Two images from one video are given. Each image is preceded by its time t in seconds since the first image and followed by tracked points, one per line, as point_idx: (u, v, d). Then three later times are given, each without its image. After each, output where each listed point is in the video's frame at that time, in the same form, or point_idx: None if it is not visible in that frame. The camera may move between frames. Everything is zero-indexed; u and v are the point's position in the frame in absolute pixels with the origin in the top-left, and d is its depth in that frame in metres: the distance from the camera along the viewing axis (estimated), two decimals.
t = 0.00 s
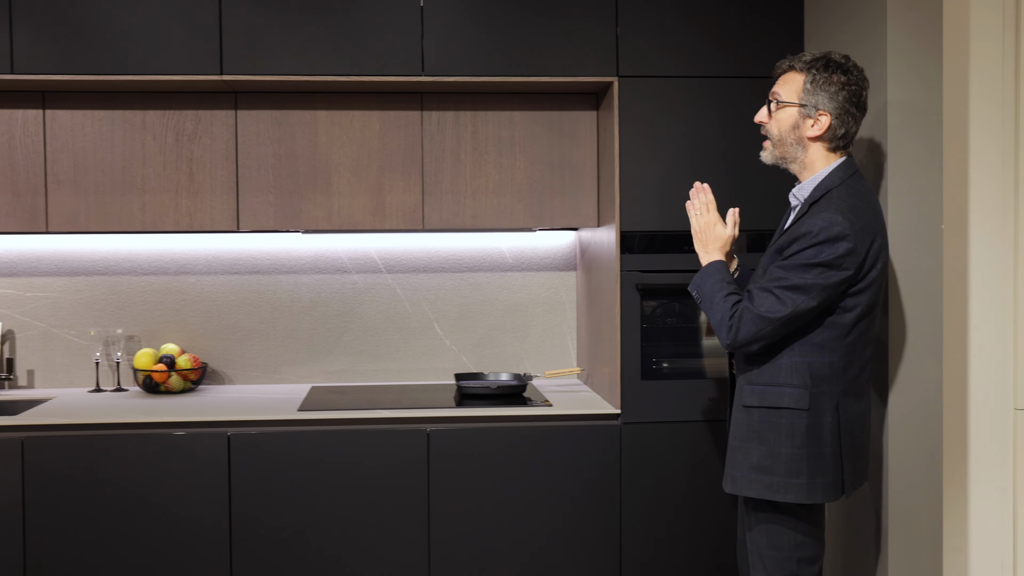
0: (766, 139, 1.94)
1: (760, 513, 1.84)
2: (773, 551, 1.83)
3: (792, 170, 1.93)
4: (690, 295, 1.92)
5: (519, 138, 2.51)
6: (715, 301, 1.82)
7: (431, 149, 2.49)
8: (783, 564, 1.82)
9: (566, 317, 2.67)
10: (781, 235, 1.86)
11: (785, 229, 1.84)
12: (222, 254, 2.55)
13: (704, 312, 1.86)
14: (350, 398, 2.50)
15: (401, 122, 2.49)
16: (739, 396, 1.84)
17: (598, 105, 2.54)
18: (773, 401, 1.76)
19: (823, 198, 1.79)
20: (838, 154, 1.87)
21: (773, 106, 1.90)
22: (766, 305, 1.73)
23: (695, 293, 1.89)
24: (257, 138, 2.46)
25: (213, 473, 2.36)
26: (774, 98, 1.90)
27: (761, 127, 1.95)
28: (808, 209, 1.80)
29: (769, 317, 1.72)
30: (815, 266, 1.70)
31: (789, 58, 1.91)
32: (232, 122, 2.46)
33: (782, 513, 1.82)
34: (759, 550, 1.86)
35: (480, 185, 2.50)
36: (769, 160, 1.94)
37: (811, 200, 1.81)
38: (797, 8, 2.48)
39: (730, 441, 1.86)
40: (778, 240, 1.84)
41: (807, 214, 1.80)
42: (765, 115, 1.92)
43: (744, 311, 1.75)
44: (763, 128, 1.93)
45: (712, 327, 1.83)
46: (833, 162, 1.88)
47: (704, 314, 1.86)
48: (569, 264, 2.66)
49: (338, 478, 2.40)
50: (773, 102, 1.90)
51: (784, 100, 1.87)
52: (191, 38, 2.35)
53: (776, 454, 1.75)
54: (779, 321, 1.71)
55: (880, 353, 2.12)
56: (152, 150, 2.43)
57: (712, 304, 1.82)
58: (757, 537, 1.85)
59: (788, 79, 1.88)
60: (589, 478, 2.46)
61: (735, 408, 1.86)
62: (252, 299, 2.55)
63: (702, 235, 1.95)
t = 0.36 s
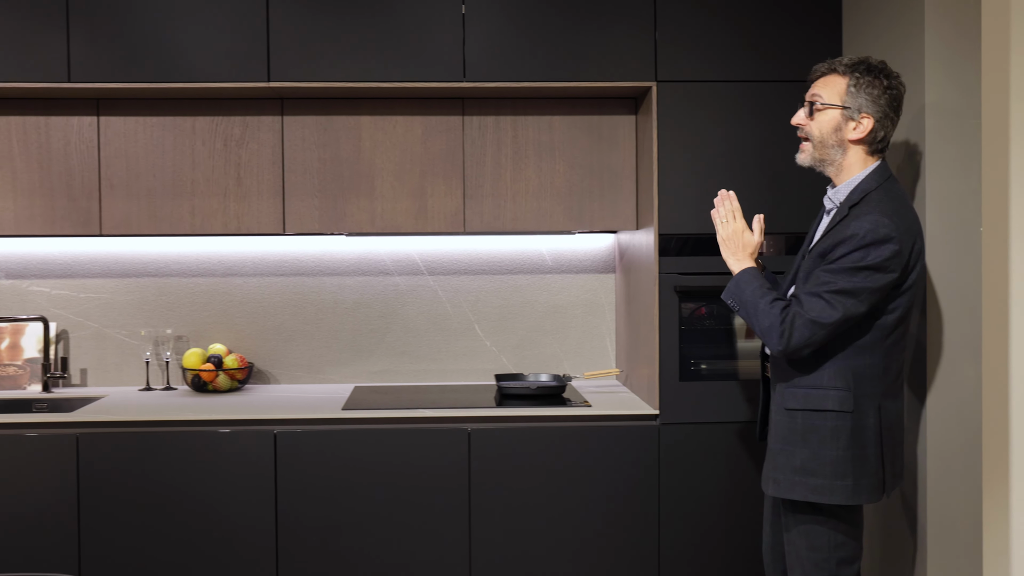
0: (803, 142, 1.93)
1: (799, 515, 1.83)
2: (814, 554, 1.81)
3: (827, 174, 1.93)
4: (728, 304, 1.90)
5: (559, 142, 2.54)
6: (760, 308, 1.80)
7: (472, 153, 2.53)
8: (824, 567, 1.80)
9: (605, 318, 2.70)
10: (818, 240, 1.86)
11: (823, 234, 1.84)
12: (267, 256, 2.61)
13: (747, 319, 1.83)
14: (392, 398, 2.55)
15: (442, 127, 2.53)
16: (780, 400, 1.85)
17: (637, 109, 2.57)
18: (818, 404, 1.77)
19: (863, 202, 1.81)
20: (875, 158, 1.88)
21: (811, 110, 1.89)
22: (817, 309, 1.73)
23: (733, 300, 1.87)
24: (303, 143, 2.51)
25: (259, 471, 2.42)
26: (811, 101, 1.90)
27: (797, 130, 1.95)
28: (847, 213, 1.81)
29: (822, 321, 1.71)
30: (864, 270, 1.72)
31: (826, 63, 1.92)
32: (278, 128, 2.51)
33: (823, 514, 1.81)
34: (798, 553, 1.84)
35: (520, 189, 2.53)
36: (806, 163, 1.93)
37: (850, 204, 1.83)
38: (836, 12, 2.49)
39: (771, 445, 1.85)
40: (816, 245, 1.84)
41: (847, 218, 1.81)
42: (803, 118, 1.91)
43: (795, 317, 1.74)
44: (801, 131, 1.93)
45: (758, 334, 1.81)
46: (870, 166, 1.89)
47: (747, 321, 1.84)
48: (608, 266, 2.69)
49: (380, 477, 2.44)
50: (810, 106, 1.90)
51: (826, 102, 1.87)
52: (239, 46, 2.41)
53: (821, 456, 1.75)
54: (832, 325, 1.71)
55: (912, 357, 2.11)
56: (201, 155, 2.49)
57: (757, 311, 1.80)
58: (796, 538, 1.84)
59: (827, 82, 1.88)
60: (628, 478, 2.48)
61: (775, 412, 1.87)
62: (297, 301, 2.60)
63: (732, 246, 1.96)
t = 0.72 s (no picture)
0: (845, 156, 1.88)
1: (854, 517, 1.85)
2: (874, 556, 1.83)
3: (862, 184, 1.93)
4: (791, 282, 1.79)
5: (602, 150, 2.60)
6: (840, 292, 1.73)
7: (517, 161, 2.58)
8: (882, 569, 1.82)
9: (647, 323, 2.74)
10: (867, 237, 1.88)
11: (875, 232, 1.86)
12: (316, 262, 2.69)
13: (822, 304, 1.75)
14: (439, 400, 2.61)
15: (488, 136, 2.59)
16: (845, 399, 1.83)
17: (678, 118, 2.62)
18: (891, 399, 1.79)
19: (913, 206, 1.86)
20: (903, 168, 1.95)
21: (850, 123, 1.87)
22: (895, 300, 1.73)
23: (802, 283, 1.78)
24: (352, 151, 2.57)
25: (311, 471, 2.48)
26: (846, 116, 1.88)
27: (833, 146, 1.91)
28: (899, 215, 1.86)
29: (899, 313, 1.72)
30: (932, 266, 1.76)
31: (847, 79, 1.90)
32: (329, 137, 2.57)
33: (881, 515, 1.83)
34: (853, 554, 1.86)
35: (564, 196, 2.59)
36: (851, 176, 1.90)
37: (901, 205, 1.87)
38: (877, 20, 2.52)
39: (838, 447, 1.83)
40: (870, 241, 1.86)
41: (903, 215, 1.85)
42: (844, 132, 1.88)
43: (878, 305, 1.71)
44: (840, 145, 1.89)
45: (831, 319, 1.74)
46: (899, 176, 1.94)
47: (818, 306, 1.76)
48: (649, 272, 2.74)
49: (428, 477, 2.49)
50: (848, 120, 1.87)
51: (867, 114, 1.86)
52: (292, 59, 2.49)
53: (898, 449, 1.78)
54: (906, 317, 1.73)
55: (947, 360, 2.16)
56: (255, 163, 2.56)
57: (836, 296, 1.73)
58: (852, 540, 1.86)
59: (861, 96, 1.88)
60: (672, 480, 2.52)
61: (833, 413, 1.84)
62: (345, 305, 2.68)
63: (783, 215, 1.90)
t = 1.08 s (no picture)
0: (846, 175, 1.97)
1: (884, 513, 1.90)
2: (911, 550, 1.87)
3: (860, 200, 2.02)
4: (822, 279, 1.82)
5: (642, 159, 2.64)
6: (871, 284, 1.78)
7: (557, 170, 2.64)
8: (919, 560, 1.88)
9: (684, 329, 2.78)
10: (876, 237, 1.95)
11: (883, 233, 1.94)
12: (360, 269, 2.76)
13: (854, 296, 1.79)
14: (481, 404, 2.66)
15: (529, 145, 2.65)
16: (879, 393, 1.89)
17: (716, 128, 2.65)
18: (922, 389, 1.87)
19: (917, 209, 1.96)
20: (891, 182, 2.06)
21: (845, 144, 1.96)
22: (918, 292, 1.80)
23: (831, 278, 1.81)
24: (397, 160, 2.64)
25: (356, 472, 2.54)
26: (840, 138, 1.97)
27: (832, 167, 1.99)
28: (906, 216, 1.94)
29: (922, 305, 1.80)
30: (943, 261, 1.86)
31: (834, 104, 2.00)
32: (374, 147, 2.64)
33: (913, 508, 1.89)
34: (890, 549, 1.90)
35: (603, 205, 2.63)
36: (852, 194, 1.98)
37: (905, 208, 1.96)
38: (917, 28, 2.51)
39: (877, 439, 1.87)
40: (880, 241, 1.94)
41: (909, 215, 1.94)
42: (841, 153, 1.96)
43: (905, 296, 1.78)
44: (840, 165, 1.97)
45: (864, 311, 1.78)
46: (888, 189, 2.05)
47: (849, 299, 1.79)
48: (687, 279, 2.78)
49: (470, 479, 2.55)
50: (843, 141, 1.96)
51: (861, 134, 1.96)
52: (338, 70, 2.55)
53: (933, 435, 1.86)
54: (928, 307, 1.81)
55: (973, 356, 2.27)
56: (302, 173, 2.63)
57: (868, 288, 1.77)
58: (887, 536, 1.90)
59: (851, 117, 1.97)
60: (711, 483, 2.55)
61: (865, 408, 1.90)
62: (388, 310, 2.75)
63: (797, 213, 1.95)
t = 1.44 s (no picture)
0: (840, 193, 2.06)
1: (886, 510, 1.99)
2: (911, 545, 1.97)
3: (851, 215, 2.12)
4: (843, 313, 1.88)
5: (668, 165, 2.67)
6: (890, 309, 1.87)
7: (586, 176, 2.68)
8: (921, 556, 1.96)
9: (710, 332, 2.82)
10: (873, 256, 2.04)
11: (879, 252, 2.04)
12: (392, 273, 2.82)
13: (876, 325, 1.87)
14: (510, 405, 2.72)
15: (559, 151, 2.69)
16: (880, 400, 1.99)
17: (743, 134, 2.67)
18: (920, 396, 1.98)
19: (906, 224, 2.07)
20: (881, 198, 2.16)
21: (837, 165, 2.05)
22: (927, 306, 1.92)
23: (852, 313, 1.88)
24: (429, 166, 2.69)
25: (388, 472, 2.59)
26: (830, 160, 2.06)
27: (826, 187, 2.08)
28: (897, 231, 2.05)
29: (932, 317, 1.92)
30: (940, 271, 1.99)
31: (824, 126, 2.09)
32: (407, 153, 2.69)
33: (915, 506, 1.97)
34: (889, 545, 2.00)
35: (630, 209, 2.67)
36: (847, 211, 2.07)
37: (894, 224, 2.06)
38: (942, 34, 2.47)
39: (878, 442, 1.97)
40: (877, 260, 2.03)
41: (901, 230, 2.05)
42: (835, 172, 2.05)
43: (920, 314, 1.89)
44: (835, 184, 2.06)
45: (889, 336, 1.87)
46: (878, 206, 2.15)
47: (873, 328, 1.87)
48: (713, 283, 2.82)
49: (500, 480, 2.60)
50: (835, 162, 2.05)
51: (851, 153, 2.05)
52: (370, 77, 2.58)
53: (930, 438, 1.97)
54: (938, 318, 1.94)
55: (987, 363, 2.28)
56: (336, 178, 2.68)
57: (889, 314, 1.86)
58: (885, 532, 2.00)
59: (839, 140, 2.07)
60: (736, 484, 2.58)
61: (868, 413, 1.99)
62: (419, 313, 2.81)
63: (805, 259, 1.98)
